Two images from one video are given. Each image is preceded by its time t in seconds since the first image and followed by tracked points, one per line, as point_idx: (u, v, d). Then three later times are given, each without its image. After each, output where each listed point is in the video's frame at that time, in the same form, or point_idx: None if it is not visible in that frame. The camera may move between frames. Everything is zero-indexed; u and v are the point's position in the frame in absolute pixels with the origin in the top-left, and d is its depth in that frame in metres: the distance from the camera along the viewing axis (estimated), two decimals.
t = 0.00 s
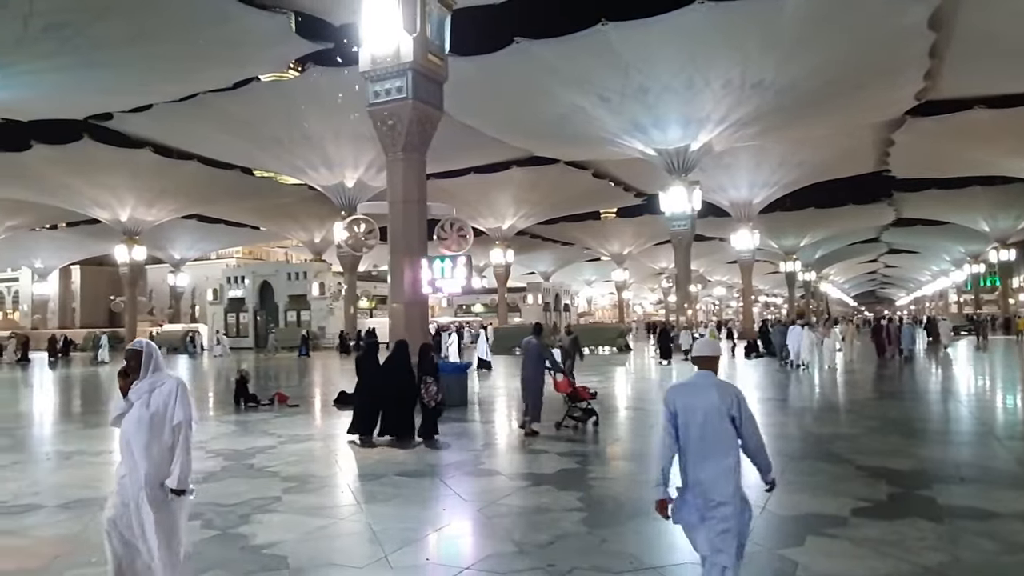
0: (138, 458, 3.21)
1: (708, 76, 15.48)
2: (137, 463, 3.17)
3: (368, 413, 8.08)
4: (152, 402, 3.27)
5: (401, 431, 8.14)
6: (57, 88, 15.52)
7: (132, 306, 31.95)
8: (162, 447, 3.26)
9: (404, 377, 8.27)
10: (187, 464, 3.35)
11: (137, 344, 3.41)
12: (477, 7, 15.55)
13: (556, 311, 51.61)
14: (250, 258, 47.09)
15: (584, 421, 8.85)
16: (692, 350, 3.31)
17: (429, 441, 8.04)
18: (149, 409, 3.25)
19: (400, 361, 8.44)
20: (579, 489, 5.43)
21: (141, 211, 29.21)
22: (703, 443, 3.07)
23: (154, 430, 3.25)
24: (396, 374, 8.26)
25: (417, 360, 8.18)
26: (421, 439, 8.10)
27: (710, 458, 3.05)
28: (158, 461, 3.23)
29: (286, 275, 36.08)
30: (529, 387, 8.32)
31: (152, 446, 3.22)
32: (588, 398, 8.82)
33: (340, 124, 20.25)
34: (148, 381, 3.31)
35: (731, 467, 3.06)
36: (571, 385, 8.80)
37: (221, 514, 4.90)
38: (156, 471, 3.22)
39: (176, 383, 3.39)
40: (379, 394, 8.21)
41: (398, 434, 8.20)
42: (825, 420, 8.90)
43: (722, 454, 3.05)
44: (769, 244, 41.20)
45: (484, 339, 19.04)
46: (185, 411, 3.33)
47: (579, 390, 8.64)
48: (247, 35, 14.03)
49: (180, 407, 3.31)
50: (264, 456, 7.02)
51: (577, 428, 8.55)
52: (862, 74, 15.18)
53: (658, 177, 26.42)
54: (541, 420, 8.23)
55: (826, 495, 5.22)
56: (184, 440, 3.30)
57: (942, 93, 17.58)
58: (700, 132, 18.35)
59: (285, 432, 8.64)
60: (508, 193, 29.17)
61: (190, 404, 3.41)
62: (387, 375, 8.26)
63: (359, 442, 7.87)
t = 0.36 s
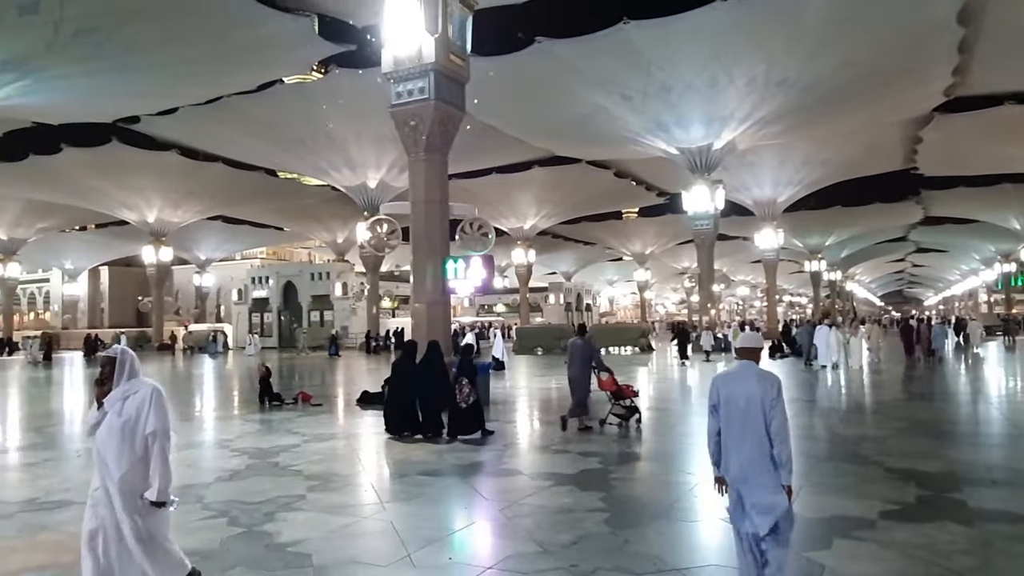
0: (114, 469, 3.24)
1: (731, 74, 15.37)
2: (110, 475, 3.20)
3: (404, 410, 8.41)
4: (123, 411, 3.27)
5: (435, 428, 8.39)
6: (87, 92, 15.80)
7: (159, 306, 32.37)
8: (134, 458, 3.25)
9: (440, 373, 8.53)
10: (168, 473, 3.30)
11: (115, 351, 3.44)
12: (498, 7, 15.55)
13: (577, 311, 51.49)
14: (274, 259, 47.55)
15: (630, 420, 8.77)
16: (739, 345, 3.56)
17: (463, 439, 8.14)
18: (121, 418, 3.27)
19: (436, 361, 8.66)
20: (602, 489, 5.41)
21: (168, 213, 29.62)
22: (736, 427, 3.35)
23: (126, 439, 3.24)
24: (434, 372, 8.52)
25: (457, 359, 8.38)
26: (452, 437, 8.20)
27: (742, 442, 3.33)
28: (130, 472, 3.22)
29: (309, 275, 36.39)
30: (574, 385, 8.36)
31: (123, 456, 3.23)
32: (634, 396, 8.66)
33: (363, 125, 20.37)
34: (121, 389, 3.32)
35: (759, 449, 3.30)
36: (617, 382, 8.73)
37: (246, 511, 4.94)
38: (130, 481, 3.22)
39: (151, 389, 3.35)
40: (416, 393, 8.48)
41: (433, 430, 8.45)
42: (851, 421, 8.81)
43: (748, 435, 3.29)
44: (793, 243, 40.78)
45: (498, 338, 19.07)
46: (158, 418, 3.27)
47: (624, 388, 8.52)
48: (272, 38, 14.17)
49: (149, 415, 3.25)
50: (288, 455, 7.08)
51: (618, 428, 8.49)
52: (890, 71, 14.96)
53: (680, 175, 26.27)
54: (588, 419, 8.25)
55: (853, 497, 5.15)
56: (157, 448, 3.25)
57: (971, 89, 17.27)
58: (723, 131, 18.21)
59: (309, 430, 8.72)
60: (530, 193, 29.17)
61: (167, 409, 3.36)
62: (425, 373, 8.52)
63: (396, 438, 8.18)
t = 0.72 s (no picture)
0: (92, 469, 3.34)
1: (751, 73, 15.27)
2: (89, 478, 3.31)
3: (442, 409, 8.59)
4: (101, 413, 3.37)
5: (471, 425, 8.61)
6: (110, 95, 16.04)
7: (181, 306, 32.75)
8: (114, 461, 3.36)
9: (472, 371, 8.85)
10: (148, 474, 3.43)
11: (90, 352, 3.55)
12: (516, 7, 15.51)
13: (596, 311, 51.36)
14: (294, 259, 47.90)
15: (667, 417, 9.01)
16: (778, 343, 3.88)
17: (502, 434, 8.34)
18: (98, 420, 3.37)
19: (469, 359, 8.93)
20: (621, 489, 5.40)
21: (190, 214, 29.94)
22: (773, 420, 3.69)
23: (105, 442, 3.36)
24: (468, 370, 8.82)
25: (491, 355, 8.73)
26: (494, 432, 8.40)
27: (783, 431, 3.65)
28: (111, 475, 3.34)
29: (329, 275, 36.62)
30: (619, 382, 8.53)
31: (100, 459, 3.33)
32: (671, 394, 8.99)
33: (382, 125, 20.46)
34: (99, 391, 3.42)
35: (797, 440, 3.61)
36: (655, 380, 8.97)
37: (267, 510, 4.99)
38: (110, 484, 3.34)
39: (129, 389, 3.47)
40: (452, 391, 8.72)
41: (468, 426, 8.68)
42: (874, 422, 8.70)
43: (788, 426, 3.61)
44: (814, 242, 40.37)
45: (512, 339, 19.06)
46: (136, 421, 3.39)
47: (662, 384, 8.85)
48: (292, 40, 14.29)
49: (130, 419, 3.38)
50: (309, 453, 7.13)
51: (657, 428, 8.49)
52: (912, 68, 14.78)
53: (700, 174, 26.11)
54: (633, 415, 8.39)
55: (876, 499, 5.09)
56: (138, 451, 3.38)
57: (997, 85, 16.98)
58: (743, 129, 18.08)
59: (329, 429, 8.79)
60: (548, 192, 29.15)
61: (145, 411, 3.48)
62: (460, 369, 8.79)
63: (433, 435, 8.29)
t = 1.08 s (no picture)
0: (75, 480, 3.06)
1: (783, 69, 15.07)
2: (68, 490, 3.02)
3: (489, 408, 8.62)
4: (83, 419, 3.07)
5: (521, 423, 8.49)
6: (147, 99, 16.35)
7: (216, 306, 33.27)
8: (94, 472, 3.05)
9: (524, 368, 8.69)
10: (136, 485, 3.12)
11: (80, 352, 3.23)
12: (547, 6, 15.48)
13: (625, 310, 51.11)
14: (325, 259, 48.39)
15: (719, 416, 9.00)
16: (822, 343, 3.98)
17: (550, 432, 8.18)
18: (78, 427, 3.06)
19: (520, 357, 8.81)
20: (652, 490, 5.36)
21: (224, 214, 30.39)
22: (839, 414, 3.72)
23: (85, 451, 3.05)
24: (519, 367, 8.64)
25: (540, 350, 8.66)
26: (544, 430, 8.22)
27: (849, 422, 3.70)
28: (90, 487, 3.04)
29: (359, 274, 36.93)
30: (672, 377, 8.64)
31: (81, 469, 3.03)
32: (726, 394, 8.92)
33: (412, 125, 20.58)
34: (82, 395, 3.12)
35: (866, 432, 3.67)
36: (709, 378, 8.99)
37: (300, 506, 5.05)
38: (92, 497, 3.03)
39: (115, 396, 3.14)
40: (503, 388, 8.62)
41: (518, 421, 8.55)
42: (911, 424, 8.52)
43: (859, 418, 3.66)
44: (849, 240, 39.68)
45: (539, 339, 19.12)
46: (122, 429, 3.07)
47: (716, 383, 8.84)
48: (323, 41, 14.44)
49: (113, 428, 3.05)
50: (341, 451, 7.19)
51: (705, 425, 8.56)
52: (950, 63, 14.47)
53: (731, 172, 25.84)
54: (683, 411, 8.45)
55: (915, 503, 4.99)
56: (121, 463, 3.05)
57: None
58: (776, 126, 17.85)
59: (361, 427, 8.86)
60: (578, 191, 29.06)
61: (132, 417, 3.15)
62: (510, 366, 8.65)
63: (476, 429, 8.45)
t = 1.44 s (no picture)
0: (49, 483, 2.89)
1: (807, 66, 14.92)
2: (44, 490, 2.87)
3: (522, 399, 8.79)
4: (65, 419, 2.92)
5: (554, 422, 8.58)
6: (172, 102, 16.55)
7: (239, 306, 33.58)
8: (73, 474, 2.88)
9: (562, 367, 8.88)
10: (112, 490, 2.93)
11: (62, 349, 3.09)
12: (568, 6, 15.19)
13: (646, 309, 50.86)
14: (347, 259, 48.70)
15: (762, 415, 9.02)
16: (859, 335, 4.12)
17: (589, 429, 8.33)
18: (61, 427, 2.91)
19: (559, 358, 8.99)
20: (675, 491, 5.33)
21: (247, 215, 30.68)
22: (868, 405, 3.91)
23: (65, 450, 2.90)
24: (557, 367, 8.79)
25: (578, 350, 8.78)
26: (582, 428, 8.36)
27: (874, 415, 3.89)
28: (67, 491, 2.87)
29: (380, 275, 37.12)
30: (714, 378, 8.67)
31: (56, 470, 2.87)
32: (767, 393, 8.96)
33: (432, 125, 20.65)
34: (64, 393, 2.95)
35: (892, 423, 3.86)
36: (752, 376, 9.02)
37: (324, 505, 5.08)
38: (66, 501, 2.87)
39: (97, 394, 2.97)
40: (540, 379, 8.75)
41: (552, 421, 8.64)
42: (940, 425, 8.39)
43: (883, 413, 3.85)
44: (874, 239, 39.19)
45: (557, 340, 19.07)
46: (101, 429, 2.90)
47: (757, 382, 8.90)
48: (345, 43, 14.53)
49: (93, 426, 2.89)
50: (364, 450, 7.23)
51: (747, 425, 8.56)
52: (978, 58, 14.24)
53: (753, 170, 25.63)
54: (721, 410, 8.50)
55: (942, 506, 4.92)
56: (97, 467, 2.87)
57: None
58: (799, 124, 17.69)
59: (382, 427, 8.91)
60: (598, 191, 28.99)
61: (114, 419, 2.99)
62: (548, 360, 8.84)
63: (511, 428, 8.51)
